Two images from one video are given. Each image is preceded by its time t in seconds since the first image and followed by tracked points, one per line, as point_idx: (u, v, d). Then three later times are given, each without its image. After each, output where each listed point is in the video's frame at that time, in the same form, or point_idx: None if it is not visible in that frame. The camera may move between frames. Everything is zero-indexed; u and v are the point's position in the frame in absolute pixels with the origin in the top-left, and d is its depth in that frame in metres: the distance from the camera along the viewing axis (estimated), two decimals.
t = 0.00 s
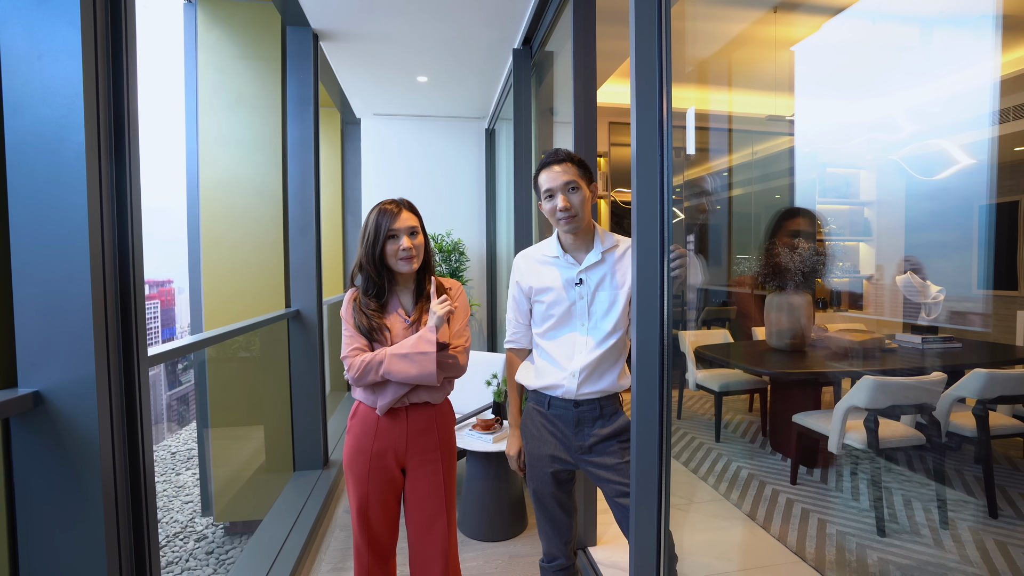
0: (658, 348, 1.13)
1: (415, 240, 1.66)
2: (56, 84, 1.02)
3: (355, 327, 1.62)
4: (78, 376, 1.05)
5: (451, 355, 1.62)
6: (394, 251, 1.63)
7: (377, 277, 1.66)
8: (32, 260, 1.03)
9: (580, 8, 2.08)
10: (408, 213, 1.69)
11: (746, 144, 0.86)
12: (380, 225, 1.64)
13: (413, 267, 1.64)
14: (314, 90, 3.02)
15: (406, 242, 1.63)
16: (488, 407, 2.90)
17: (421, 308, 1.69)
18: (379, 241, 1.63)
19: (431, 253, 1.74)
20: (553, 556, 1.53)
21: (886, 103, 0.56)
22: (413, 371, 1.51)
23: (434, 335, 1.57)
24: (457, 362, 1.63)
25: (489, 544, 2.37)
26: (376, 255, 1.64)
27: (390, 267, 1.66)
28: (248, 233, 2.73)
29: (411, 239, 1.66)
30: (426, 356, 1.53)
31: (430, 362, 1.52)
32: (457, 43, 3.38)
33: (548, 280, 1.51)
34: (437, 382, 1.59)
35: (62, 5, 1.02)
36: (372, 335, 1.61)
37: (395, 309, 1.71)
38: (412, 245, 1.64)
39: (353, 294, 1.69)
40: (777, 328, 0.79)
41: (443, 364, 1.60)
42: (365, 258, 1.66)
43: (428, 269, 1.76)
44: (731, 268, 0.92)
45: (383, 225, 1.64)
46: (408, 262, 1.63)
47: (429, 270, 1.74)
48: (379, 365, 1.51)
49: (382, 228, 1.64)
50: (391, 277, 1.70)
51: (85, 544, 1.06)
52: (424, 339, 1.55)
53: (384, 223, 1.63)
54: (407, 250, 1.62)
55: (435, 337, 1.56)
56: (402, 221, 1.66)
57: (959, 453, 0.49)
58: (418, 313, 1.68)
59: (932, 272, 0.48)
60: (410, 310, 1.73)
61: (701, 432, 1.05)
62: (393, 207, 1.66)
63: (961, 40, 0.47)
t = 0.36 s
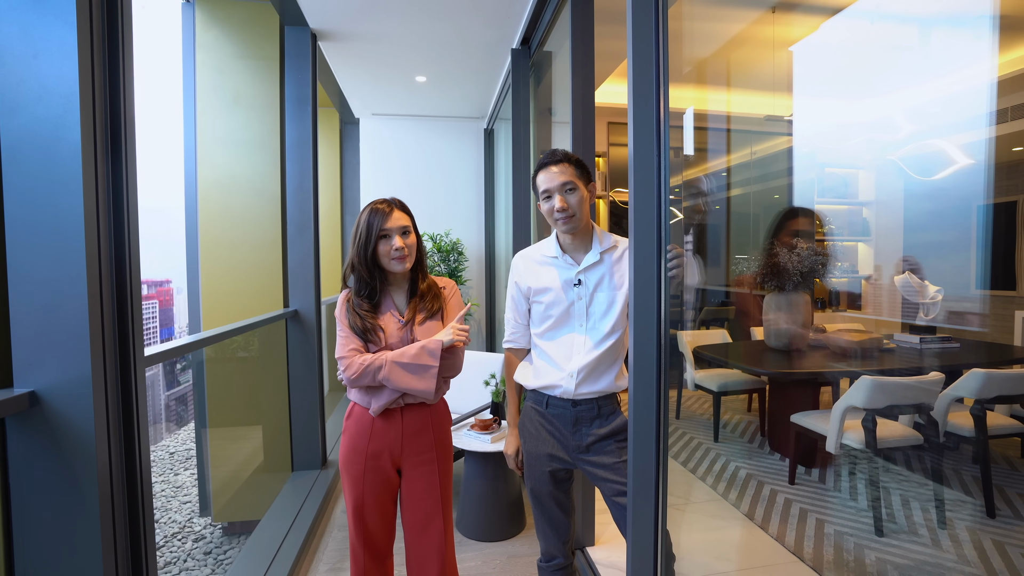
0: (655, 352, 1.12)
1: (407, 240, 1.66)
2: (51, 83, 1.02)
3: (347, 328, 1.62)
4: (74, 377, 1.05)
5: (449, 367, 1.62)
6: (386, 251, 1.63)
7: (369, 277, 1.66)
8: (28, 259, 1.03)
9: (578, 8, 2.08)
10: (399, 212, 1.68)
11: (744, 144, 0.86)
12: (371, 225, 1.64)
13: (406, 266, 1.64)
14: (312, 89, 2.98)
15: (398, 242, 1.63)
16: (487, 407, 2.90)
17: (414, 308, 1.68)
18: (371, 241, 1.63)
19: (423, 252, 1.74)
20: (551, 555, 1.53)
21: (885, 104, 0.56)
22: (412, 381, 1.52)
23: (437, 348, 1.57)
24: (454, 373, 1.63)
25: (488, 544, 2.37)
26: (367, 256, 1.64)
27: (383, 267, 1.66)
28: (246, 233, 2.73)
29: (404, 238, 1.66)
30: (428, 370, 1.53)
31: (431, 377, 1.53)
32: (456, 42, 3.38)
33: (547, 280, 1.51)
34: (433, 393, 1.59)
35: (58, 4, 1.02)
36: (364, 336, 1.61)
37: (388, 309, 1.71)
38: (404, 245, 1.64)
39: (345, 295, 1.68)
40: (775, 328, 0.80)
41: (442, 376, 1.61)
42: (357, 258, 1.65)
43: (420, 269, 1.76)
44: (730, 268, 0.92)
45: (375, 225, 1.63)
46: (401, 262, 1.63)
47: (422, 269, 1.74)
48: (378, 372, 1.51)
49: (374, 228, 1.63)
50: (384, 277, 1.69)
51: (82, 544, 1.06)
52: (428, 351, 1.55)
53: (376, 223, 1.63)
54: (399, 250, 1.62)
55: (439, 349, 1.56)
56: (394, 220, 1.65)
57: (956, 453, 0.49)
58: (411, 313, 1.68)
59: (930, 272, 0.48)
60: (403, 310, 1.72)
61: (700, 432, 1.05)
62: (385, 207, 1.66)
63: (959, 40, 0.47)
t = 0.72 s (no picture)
0: (653, 354, 1.13)
1: (403, 240, 1.66)
2: (48, 82, 1.02)
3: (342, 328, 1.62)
4: (71, 377, 1.05)
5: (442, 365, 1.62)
6: (381, 251, 1.63)
7: (364, 277, 1.66)
8: (26, 260, 1.03)
9: (576, 8, 2.08)
10: (395, 212, 1.68)
11: (743, 144, 0.86)
12: (367, 225, 1.64)
13: (401, 267, 1.64)
14: (312, 90, 3.01)
15: (394, 242, 1.63)
16: (486, 406, 2.90)
17: (409, 308, 1.68)
18: (367, 241, 1.63)
19: (419, 252, 1.74)
20: (550, 555, 1.53)
21: (883, 104, 0.56)
22: (404, 379, 1.51)
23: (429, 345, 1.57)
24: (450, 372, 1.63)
25: (486, 544, 2.37)
26: (363, 256, 1.64)
27: (378, 266, 1.66)
28: (244, 233, 2.73)
29: (400, 239, 1.66)
30: (420, 369, 1.53)
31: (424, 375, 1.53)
32: (455, 43, 3.39)
33: (545, 281, 1.51)
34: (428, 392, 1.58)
35: (55, 5, 1.01)
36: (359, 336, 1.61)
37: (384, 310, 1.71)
38: (400, 245, 1.64)
39: (341, 295, 1.68)
40: (773, 328, 0.80)
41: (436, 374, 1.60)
42: (352, 258, 1.65)
43: (416, 269, 1.76)
44: (729, 268, 0.92)
45: (370, 225, 1.63)
46: (396, 263, 1.63)
47: (417, 270, 1.74)
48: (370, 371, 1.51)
49: (369, 228, 1.63)
50: (379, 278, 1.69)
51: (78, 545, 1.06)
52: (419, 348, 1.55)
53: (371, 223, 1.63)
54: (395, 251, 1.62)
55: (430, 346, 1.56)
56: (390, 221, 1.65)
57: (955, 452, 0.49)
58: (406, 313, 1.68)
59: (929, 272, 0.48)
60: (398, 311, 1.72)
61: (698, 431, 1.05)
62: (380, 207, 1.66)
63: (958, 40, 0.47)
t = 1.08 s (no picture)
0: (651, 353, 1.13)
1: (400, 240, 1.66)
2: (45, 82, 1.01)
3: (338, 329, 1.62)
4: (69, 377, 1.04)
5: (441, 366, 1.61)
6: (377, 251, 1.63)
7: (360, 276, 1.65)
8: (24, 259, 1.02)
9: (575, 8, 2.08)
10: (391, 211, 1.68)
11: (742, 144, 0.86)
12: (363, 225, 1.63)
13: (399, 267, 1.64)
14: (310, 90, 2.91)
15: (391, 242, 1.62)
16: (484, 407, 2.89)
17: (407, 309, 1.68)
18: (364, 241, 1.62)
19: (415, 251, 1.74)
20: (548, 555, 1.52)
21: (882, 104, 0.56)
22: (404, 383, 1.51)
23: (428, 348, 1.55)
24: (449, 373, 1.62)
25: (485, 544, 2.37)
26: (359, 256, 1.63)
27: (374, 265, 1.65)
28: (243, 232, 2.74)
29: (396, 238, 1.65)
30: (419, 371, 1.52)
31: (423, 377, 1.52)
32: (453, 42, 3.38)
33: (545, 280, 1.51)
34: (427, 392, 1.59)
35: (51, 3, 1.01)
36: (356, 337, 1.61)
37: (381, 310, 1.70)
38: (397, 245, 1.64)
39: (337, 296, 1.68)
40: (772, 329, 0.80)
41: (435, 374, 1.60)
42: (348, 258, 1.64)
43: (412, 268, 1.76)
44: (728, 268, 0.92)
45: (367, 225, 1.62)
46: (393, 263, 1.63)
47: (414, 269, 1.74)
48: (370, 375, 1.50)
49: (366, 228, 1.63)
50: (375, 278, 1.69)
51: (75, 545, 1.05)
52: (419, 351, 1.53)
53: (367, 222, 1.63)
54: (392, 251, 1.62)
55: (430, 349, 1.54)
56: (385, 220, 1.65)
57: (953, 452, 0.49)
58: (404, 313, 1.68)
59: (928, 272, 0.48)
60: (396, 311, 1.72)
61: (697, 431, 1.05)
62: (376, 206, 1.65)
63: (957, 41, 0.47)
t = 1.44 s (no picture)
0: (651, 351, 1.13)
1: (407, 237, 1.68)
2: (44, 81, 1.01)
3: (345, 328, 1.60)
4: (67, 377, 1.04)
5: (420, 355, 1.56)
6: (385, 248, 1.62)
7: (365, 274, 1.63)
8: (22, 259, 1.02)
9: (575, 7, 2.08)
10: (394, 209, 1.68)
11: (741, 145, 0.86)
12: (369, 222, 1.62)
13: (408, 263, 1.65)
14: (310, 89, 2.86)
15: (400, 238, 1.64)
16: (484, 407, 2.89)
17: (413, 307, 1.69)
18: (371, 238, 1.61)
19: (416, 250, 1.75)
20: (547, 555, 1.52)
21: (882, 104, 0.56)
22: (379, 368, 1.47)
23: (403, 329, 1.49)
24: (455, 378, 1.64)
25: (485, 544, 2.37)
26: (368, 254, 1.61)
27: (379, 263, 1.64)
28: (243, 232, 2.74)
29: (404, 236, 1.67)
30: (394, 352, 1.48)
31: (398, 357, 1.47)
32: (453, 42, 3.38)
33: (544, 279, 1.51)
34: (409, 379, 1.54)
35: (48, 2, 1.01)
36: (366, 335, 1.59)
37: (385, 310, 1.69)
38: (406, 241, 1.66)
39: (340, 296, 1.64)
40: (772, 329, 0.80)
41: (416, 361, 1.55)
42: (354, 256, 1.61)
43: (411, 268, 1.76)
44: (727, 268, 0.92)
45: (374, 222, 1.61)
46: (403, 259, 1.64)
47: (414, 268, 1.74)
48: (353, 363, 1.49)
49: (374, 225, 1.62)
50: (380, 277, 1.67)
51: (73, 546, 1.05)
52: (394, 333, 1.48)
53: (373, 219, 1.61)
54: (403, 247, 1.63)
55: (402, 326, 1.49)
56: (393, 217, 1.65)
57: (953, 452, 0.49)
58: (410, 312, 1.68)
59: (927, 272, 0.48)
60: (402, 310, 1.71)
61: (697, 431, 1.05)
62: (380, 205, 1.64)
63: (956, 41, 0.47)
